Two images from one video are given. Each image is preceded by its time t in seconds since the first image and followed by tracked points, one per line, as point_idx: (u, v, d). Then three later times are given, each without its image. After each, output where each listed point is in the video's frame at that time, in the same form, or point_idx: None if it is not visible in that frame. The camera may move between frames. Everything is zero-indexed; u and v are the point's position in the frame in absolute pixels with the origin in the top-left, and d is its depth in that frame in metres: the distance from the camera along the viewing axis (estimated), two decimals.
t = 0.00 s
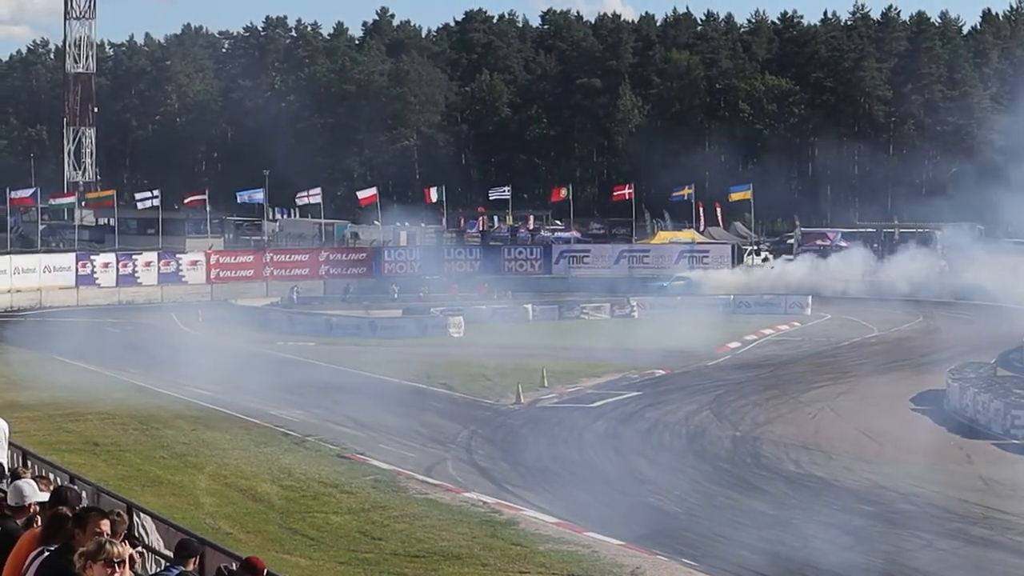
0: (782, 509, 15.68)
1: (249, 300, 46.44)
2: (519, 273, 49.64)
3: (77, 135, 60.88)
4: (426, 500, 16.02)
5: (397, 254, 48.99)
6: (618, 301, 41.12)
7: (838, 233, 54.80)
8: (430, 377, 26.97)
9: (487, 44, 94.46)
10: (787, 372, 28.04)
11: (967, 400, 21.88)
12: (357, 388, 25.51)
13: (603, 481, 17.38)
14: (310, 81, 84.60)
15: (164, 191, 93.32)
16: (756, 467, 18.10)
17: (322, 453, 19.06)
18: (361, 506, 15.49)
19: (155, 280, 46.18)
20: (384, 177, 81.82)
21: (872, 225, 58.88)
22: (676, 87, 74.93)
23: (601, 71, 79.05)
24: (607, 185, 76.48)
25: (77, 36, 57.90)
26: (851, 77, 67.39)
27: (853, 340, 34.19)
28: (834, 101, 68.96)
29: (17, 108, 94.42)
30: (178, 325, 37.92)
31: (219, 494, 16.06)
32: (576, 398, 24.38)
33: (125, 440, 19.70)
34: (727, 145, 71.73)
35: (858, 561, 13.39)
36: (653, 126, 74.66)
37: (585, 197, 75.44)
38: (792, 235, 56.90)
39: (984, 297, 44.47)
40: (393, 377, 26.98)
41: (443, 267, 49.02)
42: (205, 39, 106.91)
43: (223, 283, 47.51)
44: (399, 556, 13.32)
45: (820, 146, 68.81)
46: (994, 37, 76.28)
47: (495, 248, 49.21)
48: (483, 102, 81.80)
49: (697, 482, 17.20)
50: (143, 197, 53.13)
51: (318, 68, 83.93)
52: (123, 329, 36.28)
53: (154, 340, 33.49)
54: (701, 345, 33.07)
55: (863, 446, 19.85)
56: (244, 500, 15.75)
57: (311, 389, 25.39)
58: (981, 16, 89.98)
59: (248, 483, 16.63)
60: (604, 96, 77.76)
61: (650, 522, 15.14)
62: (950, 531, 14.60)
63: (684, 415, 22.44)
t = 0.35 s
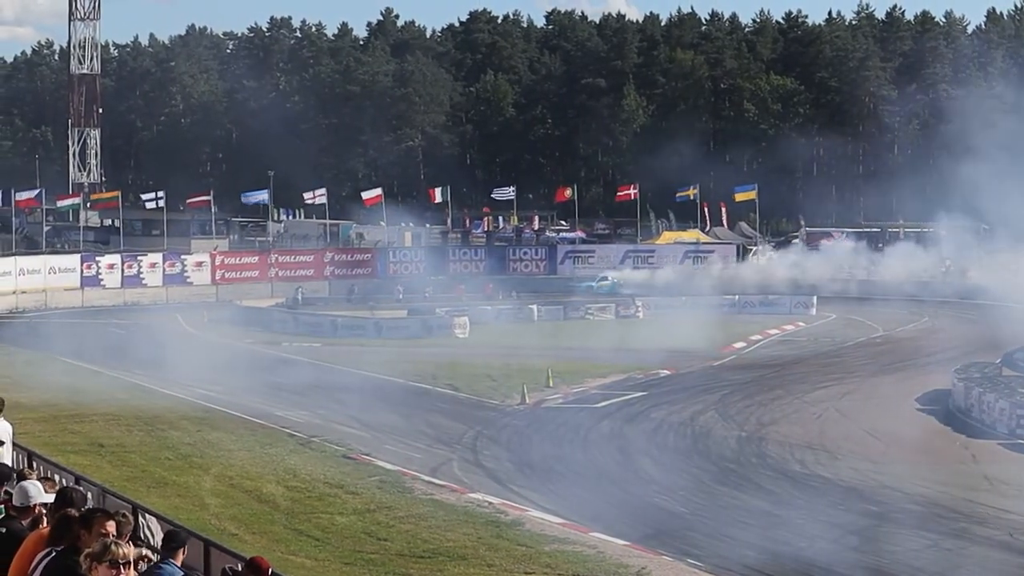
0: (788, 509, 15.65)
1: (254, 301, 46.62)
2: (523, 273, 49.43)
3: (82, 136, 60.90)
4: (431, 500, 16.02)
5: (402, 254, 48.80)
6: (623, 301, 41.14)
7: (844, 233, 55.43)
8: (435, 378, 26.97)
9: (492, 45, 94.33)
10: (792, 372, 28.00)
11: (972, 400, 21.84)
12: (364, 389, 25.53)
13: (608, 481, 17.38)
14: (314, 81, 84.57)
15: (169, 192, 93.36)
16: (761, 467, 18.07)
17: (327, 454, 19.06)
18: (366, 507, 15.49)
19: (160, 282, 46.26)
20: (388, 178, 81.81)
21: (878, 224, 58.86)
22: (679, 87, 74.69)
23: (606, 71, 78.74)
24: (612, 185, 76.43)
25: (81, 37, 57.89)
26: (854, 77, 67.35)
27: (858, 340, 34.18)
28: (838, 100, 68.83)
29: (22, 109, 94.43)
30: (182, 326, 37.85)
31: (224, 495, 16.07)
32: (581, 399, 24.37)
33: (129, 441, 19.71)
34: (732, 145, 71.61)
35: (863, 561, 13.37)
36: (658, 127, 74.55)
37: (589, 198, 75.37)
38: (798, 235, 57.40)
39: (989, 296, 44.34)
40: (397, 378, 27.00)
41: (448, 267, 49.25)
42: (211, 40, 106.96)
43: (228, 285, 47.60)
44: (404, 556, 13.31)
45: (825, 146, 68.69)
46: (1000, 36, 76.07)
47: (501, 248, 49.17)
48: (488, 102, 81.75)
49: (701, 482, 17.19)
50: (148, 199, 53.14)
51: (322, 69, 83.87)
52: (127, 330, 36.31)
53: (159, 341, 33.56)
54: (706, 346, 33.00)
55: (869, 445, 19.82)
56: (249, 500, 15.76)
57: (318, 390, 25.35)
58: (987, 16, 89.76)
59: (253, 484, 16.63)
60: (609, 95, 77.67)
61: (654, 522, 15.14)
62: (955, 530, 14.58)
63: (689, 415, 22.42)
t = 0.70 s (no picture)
0: (792, 509, 15.61)
1: (257, 300, 46.66)
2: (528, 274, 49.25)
3: (85, 136, 60.89)
4: (435, 500, 16.00)
5: (406, 255, 48.65)
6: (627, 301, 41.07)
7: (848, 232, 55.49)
8: (438, 378, 26.94)
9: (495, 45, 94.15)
10: (795, 372, 27.95)
11: (975, 400, 21.82)
12: (368, 388, 25.53)
13: (612, 481, 17.35)
14: (317, 81, 84.50)
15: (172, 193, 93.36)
16: (765, 467, 18.05)
17: (330, 454, 19.05)
18: (370, 507, 15.49)
19: (163, 282, 46.31)
20: (392, 178, 81.76)
21: (881, 224, 58.62)
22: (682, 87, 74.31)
23: (610, 72, 78.39)
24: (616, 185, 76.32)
25: (85, 38, 57.90)
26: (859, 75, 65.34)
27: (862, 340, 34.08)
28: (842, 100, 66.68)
29: (25, 109, 94.45)
30: (184, 326, 37.76)
31: (228, 495, 16.06)
32: (585, 398, 24.35)
33: (134, 441, 19.71)
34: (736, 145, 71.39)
35: (866, 561, 13.33)
36: (661, 126, 74.42)
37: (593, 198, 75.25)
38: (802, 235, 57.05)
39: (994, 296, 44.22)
40: (401, 378, 26.99)
41: (451, 268, 48.80)
42: (214, 40, 106.99)
43: (232, 285, 47.67)
44: (408, 556, 13.28)
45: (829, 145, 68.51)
46: (1004, 35, 75.86)
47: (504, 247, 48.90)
48: (491, 102, 81.65)
49: (705, 482, 17.16)
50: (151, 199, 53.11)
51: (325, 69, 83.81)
52: (130, 330, 36.29)
53: (164, 341, 33.51)
54: (709, 346, 32.92)
55: (873, 445, 19.76)
56: (252, 500, 15.74)
57: (322, 391, 25.29)
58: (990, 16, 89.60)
59: (257, 484, 16.63)
60: (612, 95, 77.62)
61: (657, 521, 15.11)
62: (958, 530, 14.54)
63: (694, 415, 22.38)
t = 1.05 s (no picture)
0: (797, 509, 15.54)
1: (261, 300, 46.61)
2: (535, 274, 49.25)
3: (89, 135, 60.86)
4: (439, 500, 15.96)
5: (412, 254, 48.47)
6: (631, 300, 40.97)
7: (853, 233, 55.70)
8: (441, 378, 26.87)
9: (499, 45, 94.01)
10: (799, 372, 27.84)
11: (980, 400, 21.72)
12: (372, 388, 25.49)
13: (616, 481, 17.28)
14: (320, 81, 84.43)
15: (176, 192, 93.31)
16: (770, 467, 17.97)
17: (334, 453, 19.00)
18: (374, 506, 15.45)
19: (167, 281, 46.42)
20: (395, 177, 81.64)
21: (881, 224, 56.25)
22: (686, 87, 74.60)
23: (614, 71, 79.00)
24: (619, 184, 76.15)
25: (88, 37, 57.94)
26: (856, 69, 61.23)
27: (865, 339, 33.89)
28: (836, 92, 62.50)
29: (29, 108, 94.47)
30: (188, 326, 37.64)
31: (232, 495, 16.01)
32: (589, 398, 24.27)
33: (137, 441, 19.68)
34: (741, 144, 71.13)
35: (870, 560, 13.27)
36: (664, 126, 74.30)
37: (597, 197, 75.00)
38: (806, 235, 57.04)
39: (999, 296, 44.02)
40: (405, 377, 26.94)
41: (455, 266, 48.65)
42: (218, 39, 107.07)
43: (237, 285, 47.80)
44: (412, 556, 13.25)
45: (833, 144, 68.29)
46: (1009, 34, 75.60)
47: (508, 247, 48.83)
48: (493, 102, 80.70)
49: (709, 482, 17.09)
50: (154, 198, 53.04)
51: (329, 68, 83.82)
52: (133, 330, 36.18)
53: (167, 341, 33.43)
54: (713, 346, 32.76)
55: (877, 445, 19.67)
56: (256, 500, 15.71)
57: (326, 391, 25.22)
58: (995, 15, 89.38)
59: (261, 484, 16.59)
60: (615, 95, 77.65)
61: (661, 521, 15.06)
62: (962, 529, 14.48)
63: (697, 415, 22.30)
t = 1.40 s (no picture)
0: (811, 509, 15.44)
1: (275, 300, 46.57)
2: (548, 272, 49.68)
3: (104, 136, 60.98)
4: (454, 500, 15.90)
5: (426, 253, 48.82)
6: (646, 300, 40.86)
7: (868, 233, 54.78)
8: (454, 378, 26.82)
9: (513, 45, 93.91)
10: (814, 372, 27.68)
11: (994, 399, 21.58)
12: (386, 388, 25.46)
13: (630, 481, 17.19)
14: (335, 81, 84.48)
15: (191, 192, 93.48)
16: (783, 467, 17.84)
17: (350, 454, 18.96)
18: (388, 506, 15.40)
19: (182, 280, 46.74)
20: (410, 177, 81.62)
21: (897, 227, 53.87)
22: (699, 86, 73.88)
23: (628, 71, 79.01)
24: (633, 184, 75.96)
25: (103, 37, 58.04)
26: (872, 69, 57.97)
27: (880, 340, 33.69)
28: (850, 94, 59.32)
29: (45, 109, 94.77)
30: (201, 326, 37.60)
31: (247, 495, 15.98)
32: (603, 398, 24.18)
33: (152, 441, 19.66)
34: (756, 143, 70.79)
35: (884, 560, 13.17)
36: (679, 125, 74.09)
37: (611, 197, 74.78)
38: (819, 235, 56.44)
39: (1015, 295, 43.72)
40: (419, 377, 26.90)
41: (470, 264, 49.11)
42: (232, 39, 107.33)
43: (251, 285, 48.02)
44: (427, 556, 13.20)
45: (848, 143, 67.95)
46: None
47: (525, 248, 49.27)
48: (508, 101, 79.60)
49: (723, 482, 16.99)
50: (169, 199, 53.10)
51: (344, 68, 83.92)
52: (147, 330, 36.20)
53: (181, 341, 33.43)
54: (727, 346, 32.60)
55: (891, 444, 19.54)
56: (271, 500, 15.68)
57: (339, 391, 25.17)
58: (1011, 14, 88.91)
59: (276, 484, 16.55)
60: (630, 95, 77.52)
61: (676, 521, 14.98)
62: (977, 529, 14.37)
63: (711, 415, 22.19)
